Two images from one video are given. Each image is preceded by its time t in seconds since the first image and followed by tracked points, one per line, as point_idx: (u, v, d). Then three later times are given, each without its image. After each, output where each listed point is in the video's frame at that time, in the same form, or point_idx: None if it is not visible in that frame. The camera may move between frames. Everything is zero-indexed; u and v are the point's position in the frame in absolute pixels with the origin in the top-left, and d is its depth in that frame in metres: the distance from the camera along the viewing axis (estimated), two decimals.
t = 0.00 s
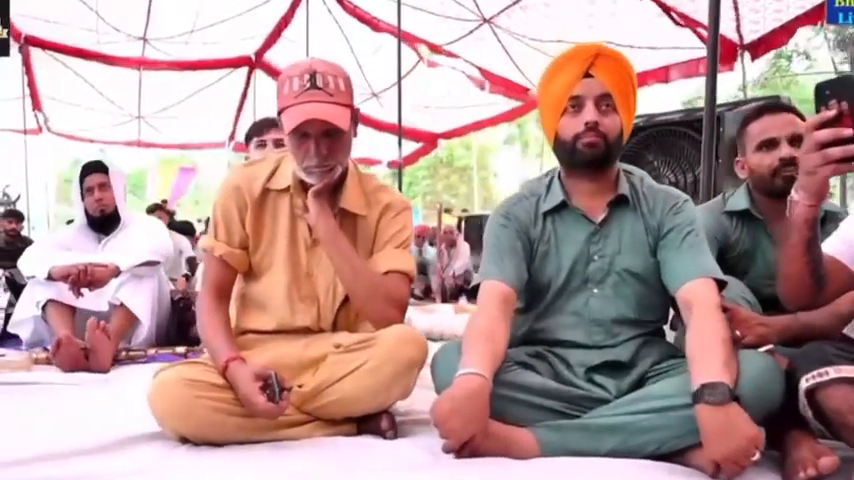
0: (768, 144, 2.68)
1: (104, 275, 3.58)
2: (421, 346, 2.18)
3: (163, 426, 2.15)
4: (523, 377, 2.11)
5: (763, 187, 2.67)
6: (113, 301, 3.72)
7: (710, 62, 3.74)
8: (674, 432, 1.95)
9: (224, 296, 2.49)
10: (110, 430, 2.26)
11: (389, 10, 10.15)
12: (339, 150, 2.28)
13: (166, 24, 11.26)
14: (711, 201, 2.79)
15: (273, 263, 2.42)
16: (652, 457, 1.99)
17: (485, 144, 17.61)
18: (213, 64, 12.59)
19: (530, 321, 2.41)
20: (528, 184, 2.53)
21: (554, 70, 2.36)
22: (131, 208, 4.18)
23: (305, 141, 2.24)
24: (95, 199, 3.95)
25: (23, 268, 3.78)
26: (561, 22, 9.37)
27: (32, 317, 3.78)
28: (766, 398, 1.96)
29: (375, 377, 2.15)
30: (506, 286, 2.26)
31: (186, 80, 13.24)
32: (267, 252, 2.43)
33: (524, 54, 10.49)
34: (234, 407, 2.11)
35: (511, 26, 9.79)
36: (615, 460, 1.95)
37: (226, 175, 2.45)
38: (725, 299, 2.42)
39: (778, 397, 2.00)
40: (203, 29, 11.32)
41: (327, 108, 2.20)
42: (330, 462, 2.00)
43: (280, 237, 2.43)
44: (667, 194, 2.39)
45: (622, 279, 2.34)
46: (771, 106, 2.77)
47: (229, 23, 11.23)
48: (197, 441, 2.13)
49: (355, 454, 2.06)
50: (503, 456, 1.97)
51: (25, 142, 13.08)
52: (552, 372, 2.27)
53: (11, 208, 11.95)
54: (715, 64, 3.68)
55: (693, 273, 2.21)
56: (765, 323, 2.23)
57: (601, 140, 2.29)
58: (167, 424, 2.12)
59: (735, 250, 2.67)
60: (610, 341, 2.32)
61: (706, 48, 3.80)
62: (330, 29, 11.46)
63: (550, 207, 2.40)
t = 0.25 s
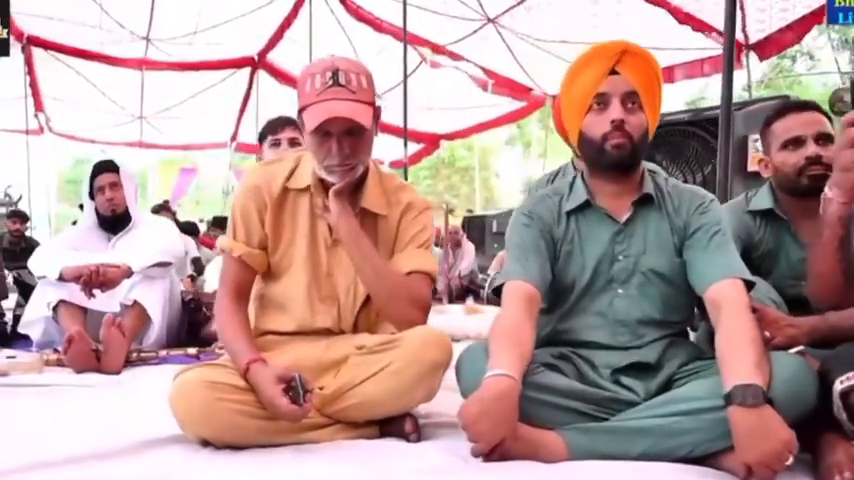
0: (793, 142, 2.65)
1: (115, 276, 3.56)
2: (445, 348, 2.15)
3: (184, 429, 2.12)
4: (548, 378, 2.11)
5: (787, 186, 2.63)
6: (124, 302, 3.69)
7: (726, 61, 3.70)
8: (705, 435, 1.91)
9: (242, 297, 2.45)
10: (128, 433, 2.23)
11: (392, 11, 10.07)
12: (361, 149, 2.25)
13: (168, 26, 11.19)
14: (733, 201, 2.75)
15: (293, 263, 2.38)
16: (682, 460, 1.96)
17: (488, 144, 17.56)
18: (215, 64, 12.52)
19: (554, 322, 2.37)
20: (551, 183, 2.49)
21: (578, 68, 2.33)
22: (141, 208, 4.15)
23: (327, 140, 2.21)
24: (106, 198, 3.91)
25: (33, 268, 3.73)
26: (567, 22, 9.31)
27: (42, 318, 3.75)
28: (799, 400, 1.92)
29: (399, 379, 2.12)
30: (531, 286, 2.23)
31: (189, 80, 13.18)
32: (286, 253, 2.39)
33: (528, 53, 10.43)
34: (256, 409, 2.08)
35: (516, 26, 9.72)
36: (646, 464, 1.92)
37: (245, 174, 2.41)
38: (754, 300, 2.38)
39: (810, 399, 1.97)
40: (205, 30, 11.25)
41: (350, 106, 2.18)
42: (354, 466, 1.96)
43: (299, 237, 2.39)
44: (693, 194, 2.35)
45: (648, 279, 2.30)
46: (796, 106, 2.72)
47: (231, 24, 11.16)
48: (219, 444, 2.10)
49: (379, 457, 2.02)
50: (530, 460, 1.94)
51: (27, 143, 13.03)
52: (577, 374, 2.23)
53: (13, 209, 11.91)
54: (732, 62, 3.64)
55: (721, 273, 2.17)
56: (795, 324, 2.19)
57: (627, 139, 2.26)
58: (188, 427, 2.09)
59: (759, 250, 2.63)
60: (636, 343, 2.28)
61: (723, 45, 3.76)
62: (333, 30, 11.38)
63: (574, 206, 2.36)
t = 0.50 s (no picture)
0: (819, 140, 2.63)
1: (128, 276, 3.51)
2: (470, 348, 2.10)
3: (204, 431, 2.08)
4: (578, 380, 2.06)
5: (812, 183, 2.60)
6: (136, 303, 3.63)
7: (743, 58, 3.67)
8: (739, 438, 1.87)
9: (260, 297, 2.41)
10: (146, 436, 2.19)
11: (394, 11, 10.01)
12: (382, 145, 2.21)
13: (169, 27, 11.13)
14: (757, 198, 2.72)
15: (311, 262, 2.34)
16: (716, 464, 1.92)
17: (488, 144, 17.53)
18: (217, 65, 12.47)
19: (578, 322, 2.33)
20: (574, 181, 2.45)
21: (604, 63, 2.29)
22: (152, 208, 4.10)
23: (348, 136, 2.17)
24: (118, 198, 3.87)
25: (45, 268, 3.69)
26: (570, 21, 9.26)
27: (53, 318, 3.70)
28: (836, 401, 1.89)
29: (424, 380, 2.07)
30: (557, 286, 2.19)
31: (190, 81, 13.12)
32: (305, 252, 2.35)
33: (531, 52, 10.37)
34: (277, 412, 2.04)
35: (519, 25, 9.66)
36: (678, 466, 1.88)
37: (263, 172, 2.37)
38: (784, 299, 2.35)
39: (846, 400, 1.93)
40: (207, 31, 11.20)
41: (372, 101, 2.14)
42: (381, 468, 1.92)
43: (318, 236, 2.35)
44: (720, 192, 2.31)
45: (674, 279, 2.26)
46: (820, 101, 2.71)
47: (233, 24, 11.11)
48: (240, 447, 2.06)
49: (405, 460, 1.98)
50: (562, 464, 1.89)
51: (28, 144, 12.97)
52: (604, 374, 2.19)
53: (14, 210, 11.86)
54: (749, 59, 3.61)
55: (751, 272, 2.13)
56: (827, 323, 2.16)
57: (655, 135, 2.22)
58: (209, 429, 2.05)
59: (784, 249, 2.61)
60: (662, 343, 2.24)
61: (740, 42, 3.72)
62: (335, 30, 11.32)
63: (599, 204, 2.32)
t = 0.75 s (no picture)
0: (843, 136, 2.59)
1: (139, 275, 3.48)
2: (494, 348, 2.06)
3: (222, 432, 2.04)
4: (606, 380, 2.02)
5: (836, 181, 2.57)
6: (146, 303, 3.60)
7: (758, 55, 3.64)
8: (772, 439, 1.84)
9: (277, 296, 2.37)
10: (163, 438, 2.15)
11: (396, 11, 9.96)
12: (403, 141, 2.16)
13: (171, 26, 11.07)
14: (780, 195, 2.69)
15: (329, 261, 2.30)
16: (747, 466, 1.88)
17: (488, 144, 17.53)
18: (218, 64, 12.43)
19: (601, 321, 2.29)
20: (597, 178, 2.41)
21: (629, 59, 2.26)
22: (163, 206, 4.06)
23: (369, 132, 2.13)
24: (129, 196, 3.84)
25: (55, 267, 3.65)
26: (574, 20, 9.22)
27: (62, 317, 3.67)
28: None
29: (446, 380, 2.04)
30: (581, 285, 2.15)
31: (191, 81, 13.07)
32: (323, 251, 2.31)
33: (534, 52, 10.33)
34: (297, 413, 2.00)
35: (522, 24, 9.61)
36: (711, 467, 1.84)
37: (280, 170, 2.33)
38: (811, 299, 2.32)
39: None
40: (208, 30, 11.14)
41: (394, 96, 2.10)
42: (406, 469, 1.89)
43: (336, 234, 2.30)
44: (746, 189, 2.28)
45: (699, 277, 2.22)
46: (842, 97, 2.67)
47: (235, 23, 11.06)
48: (259, 448, 2.02)
49: (430, 462, 1.94)
50: (590, 466, 1.85)
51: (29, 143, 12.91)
52: (628, 375, 2.15)
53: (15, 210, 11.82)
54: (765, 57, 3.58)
55: (779, 271, 2.10)
56: None
57: (682, 132, 2.19)
58: (227, 430, 2.01)
59: (807, 247, 2.58)
60: (687, 343, 2.20)
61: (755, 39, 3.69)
62: (337, 29, 11.28)
63: (622, 202, 2.28)
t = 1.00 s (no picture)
0: None
1: (151, 275, 3.45)
2: (523, 350, 2.01)
3: (244, 437, 1.99)
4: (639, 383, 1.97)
5: None
6: (157, 304, 3.54)
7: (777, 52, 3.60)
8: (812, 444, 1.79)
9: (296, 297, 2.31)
10: (185, 442, 2.10)
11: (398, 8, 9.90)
12: (428, 138, 2.11)
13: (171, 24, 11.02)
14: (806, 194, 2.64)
15: (350, 260, 2.25)
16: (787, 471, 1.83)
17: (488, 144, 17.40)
18: (219, 63, 12.38)
19: (628, 323, 2.23)
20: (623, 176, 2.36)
21: (659, 54, 2.21)
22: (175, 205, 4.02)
23: (395, 129, 2.08)
24: (142, 195, 3.80)
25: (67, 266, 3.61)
26: (577, 19, 9.17)
27: (72, 316, 3.61)
28: None
29: (474, 382, 1.99)
30: (609, 285, 2.09)
31: (192, 79, 13.01)
32: (344, 250, 2.25)
33: (536, 50, 10.27)
34: (321, 416, 1.95)
35: (525, 23, 9.56)
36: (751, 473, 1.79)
37: (300, 167, 2.27)
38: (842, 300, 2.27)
39: None
40: (208, 28, 11.08)
41: (420, 92, 2.05)
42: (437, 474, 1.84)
43: (357, 232, 2.25)
44: (777, 187, 2.23)
45: (729, 277, 2.16)
46: None
47: (236, 21, 11.00)
48: (283, 453, 1.97)
49: (461, 467, 1.89)
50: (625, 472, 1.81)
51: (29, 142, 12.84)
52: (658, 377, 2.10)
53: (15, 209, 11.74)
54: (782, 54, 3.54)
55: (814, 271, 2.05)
56: None
57: (713, 128, 2.14)
58: (250, 435, 1.96)
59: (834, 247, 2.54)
60: (718, 345, 2.14)
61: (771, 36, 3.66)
62: (338, 27, 11.22)
63: (650, 200, 2.23)
